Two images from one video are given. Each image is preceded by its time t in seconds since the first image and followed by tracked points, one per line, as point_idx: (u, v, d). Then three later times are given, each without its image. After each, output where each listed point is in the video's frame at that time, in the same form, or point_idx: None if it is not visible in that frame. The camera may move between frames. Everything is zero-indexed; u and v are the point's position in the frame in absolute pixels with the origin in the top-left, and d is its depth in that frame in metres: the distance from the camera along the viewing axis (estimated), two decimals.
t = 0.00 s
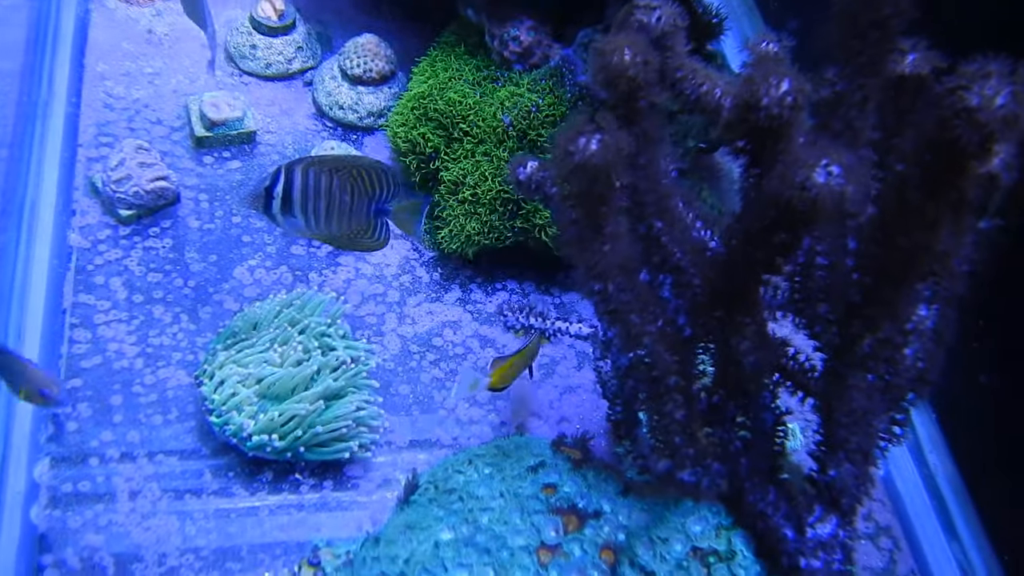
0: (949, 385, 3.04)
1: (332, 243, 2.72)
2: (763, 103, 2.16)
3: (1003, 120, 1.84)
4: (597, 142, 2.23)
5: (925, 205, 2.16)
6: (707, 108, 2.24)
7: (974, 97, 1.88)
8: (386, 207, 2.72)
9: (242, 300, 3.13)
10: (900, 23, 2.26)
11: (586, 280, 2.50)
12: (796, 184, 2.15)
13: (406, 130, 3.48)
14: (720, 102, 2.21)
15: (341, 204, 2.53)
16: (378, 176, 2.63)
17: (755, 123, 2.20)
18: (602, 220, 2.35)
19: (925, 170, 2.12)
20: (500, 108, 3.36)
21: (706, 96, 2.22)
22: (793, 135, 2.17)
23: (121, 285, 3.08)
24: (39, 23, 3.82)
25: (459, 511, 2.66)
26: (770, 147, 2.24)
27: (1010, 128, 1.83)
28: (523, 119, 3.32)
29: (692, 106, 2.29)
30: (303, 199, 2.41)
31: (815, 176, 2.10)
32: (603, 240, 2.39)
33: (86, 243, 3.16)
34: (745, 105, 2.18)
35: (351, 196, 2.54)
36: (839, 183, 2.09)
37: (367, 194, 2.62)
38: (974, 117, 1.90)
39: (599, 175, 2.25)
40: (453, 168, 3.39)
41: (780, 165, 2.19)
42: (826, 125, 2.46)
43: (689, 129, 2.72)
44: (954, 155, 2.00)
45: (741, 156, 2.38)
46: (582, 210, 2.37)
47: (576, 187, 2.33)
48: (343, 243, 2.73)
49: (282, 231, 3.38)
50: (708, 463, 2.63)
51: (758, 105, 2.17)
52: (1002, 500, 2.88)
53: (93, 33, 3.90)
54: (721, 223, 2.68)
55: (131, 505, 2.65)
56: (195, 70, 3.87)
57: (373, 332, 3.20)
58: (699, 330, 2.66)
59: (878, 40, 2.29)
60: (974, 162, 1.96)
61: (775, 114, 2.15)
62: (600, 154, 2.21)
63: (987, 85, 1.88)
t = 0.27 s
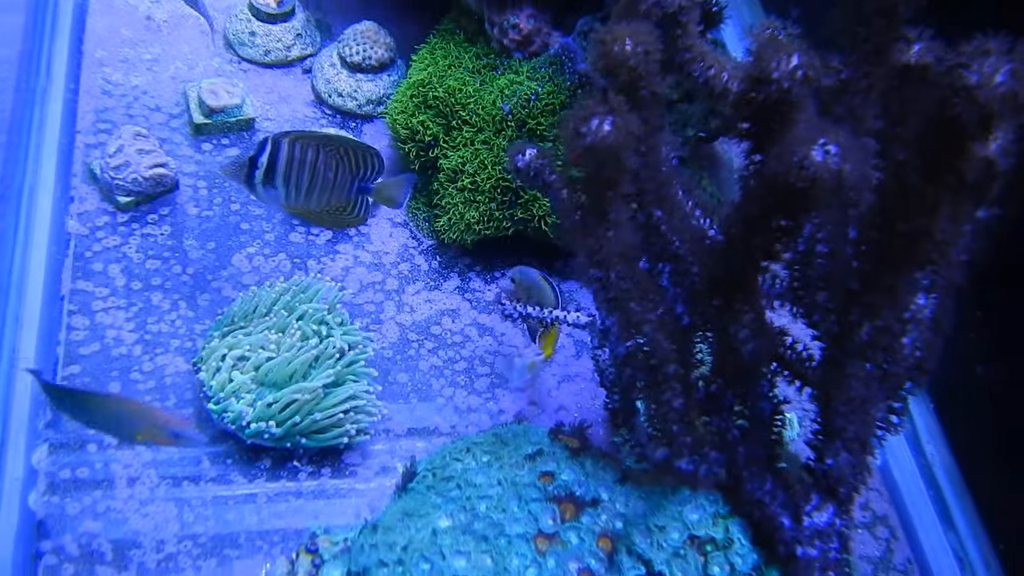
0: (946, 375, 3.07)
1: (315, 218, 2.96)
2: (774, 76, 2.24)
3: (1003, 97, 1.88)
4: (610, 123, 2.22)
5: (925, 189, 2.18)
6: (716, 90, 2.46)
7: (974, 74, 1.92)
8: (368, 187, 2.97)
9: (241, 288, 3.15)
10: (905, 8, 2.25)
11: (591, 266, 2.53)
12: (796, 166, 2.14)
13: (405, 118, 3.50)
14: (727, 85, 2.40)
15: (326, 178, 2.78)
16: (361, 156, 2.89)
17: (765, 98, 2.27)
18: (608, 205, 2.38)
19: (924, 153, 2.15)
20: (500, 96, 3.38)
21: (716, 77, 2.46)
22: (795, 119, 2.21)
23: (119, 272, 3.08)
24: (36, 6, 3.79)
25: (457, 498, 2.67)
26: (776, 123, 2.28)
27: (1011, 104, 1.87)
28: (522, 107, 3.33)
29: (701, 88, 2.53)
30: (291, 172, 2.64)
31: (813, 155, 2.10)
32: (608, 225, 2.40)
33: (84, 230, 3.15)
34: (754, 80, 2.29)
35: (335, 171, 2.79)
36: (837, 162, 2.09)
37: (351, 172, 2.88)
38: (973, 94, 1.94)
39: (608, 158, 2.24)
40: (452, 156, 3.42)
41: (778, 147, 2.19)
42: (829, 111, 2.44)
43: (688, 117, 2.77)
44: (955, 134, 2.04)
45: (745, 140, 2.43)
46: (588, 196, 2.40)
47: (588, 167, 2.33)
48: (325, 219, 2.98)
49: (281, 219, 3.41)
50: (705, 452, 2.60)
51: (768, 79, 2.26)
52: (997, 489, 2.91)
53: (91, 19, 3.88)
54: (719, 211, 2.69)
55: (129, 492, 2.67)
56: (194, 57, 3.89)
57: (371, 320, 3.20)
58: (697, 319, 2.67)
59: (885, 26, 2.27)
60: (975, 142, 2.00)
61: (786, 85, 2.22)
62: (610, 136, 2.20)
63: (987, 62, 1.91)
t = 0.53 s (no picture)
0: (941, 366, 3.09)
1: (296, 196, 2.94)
2: (778, 51, 2.22)
3: (995, 77, 1.84)
4: (622, 107, 2.14)
5: (919, 175, 2.12)
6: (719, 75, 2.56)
7: (965, 55, 1.87)
8: (350, 170, 2.94)
9: (238, 277, 3.14)
10: None
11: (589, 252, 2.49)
12: (793, 148, 2.19)
13: (403, 108, 3.53)
14: (732, 69, 2.47)
15: (305, 159, 2.75)
16: (346, 139, 2.85)
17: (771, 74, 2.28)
18: (612, 190, 2.32)
19: (918, 136, 2.08)
20: (496, 86, 3.45)
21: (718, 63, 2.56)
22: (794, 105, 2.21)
23: (115, 261, 3.08)
24: None
25: (453, 488, 2.67)
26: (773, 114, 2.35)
27: (1003, 84, 1.83)
28: (519, 97, 3.40)
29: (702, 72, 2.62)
30: (270, 149, 2.63)
31: (809, 138, 2.13)
32: (612, 213, 2.38)
33: (81, 219, 3.15)
34: (759, 57, 2.28)
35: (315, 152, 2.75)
36: (834, 144, 2.11)
37: (333, 153, 2.85)
38: (965, 75, 1.89)
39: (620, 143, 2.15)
40: (449, 145, 3.46)
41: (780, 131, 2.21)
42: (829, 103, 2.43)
43: (686, 108, 2.85)
44: (947, 118, 1.98)
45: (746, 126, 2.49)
46: (594, 182, 2.33)
47: (594, 154, 2.24)
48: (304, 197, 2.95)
49: (277, 208, 3.41)
50: (700, 442, 2.63)
51: (772, 55, 2.24)
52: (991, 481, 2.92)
53: (88, 7, 3.87)
54: (716, 202, 2.70)
55: (125, 481, 2.68)
56: (191, 45, 3.88)
57: (368, 310, 3.20)
58: (694, 309, 2.72)
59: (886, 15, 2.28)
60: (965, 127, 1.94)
61: (790, 63, 2.21)
62: (622, 118, 2.11)
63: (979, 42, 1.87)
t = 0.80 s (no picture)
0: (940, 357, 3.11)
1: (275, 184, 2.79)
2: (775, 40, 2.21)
3: (987, 68, 1.82)
4: (628, 90, 2.12)
5: (914, 167, 2.14)
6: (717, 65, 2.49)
7: (956, 47, 1.85)
8: (330, 151, 2.78)
9: (236, 268, 3.15)
10: None
11: (591, 240, 2.52)
12: (794, 135, 2.16)
13: (401, 98, 3.53)
14: (729, 61, 2.43)
15: (280, 147, 2.58)
16: (322, 120, 2.67)
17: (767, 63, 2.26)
18: (616, 177, 2.35)
19: (914, 128, 2.09)
20: (495, 77, 3.46)
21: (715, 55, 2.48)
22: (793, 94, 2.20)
23: (114, 253, 3.09)
24: None
25: (451, 479, 2.69)
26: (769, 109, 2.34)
27: (995, 76, 1.82)
28: (518, 87, 3.43)
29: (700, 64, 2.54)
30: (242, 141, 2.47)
31: (811, 126, 2.10)
32: (616, 200, 2.41)
33: (79, 210, 3.17)
34: (755, 45, 2.26)
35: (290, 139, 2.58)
36: (836, 132, 2.09)
37: (311, 136, 2.69)
38: (956, 66, 1.87)
39: (625, 128, 2.16)
40: (448, 136, 3.47)
41: (781, 117, 2.19)
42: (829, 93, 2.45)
43: (684, 98, 2.85)
44: (941, 110, 1.98)
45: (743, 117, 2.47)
46: (601, 168, 2.35)
47: (600, 139, 2.25)
48: (284, 185, 2.79)
49: (276, 199, 3.41)
50: (700, 433, 2.64)
51: (768, 43, 2.23)
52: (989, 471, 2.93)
53: None
54: (714, 193, 2.71)
55: (124, 471, 2.68)
56: (188, 36, 3.87)
57: (367, 301, 3.20)
58: (693, 299, 2.71)
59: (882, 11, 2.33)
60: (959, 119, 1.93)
61: (786, 51, 2.20)
62: (627, 103, 2.11)
63: (970, 34, 1.84)
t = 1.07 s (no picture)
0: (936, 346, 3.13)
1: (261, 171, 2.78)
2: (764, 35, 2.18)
3: (979, 62, 1.83)
4: (617, 78, 2.15)
5: (908, 156, 2.14)
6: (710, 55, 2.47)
7: (948, 41, 1.85)
8: (305, 127, 2.72)
9: (233, 257, 3.15)
10: None
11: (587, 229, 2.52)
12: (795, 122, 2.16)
13: (398, 86, 3.53)
14: (721, 52, 2.44)
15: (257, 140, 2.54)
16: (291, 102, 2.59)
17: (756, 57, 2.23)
18: (609, 164, 2.35)
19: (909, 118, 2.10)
20: (492, 66, 3.47)
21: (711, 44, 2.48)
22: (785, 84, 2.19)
23: (111, 241, 3.10)
24: None
25: (448, 467, 2.72)
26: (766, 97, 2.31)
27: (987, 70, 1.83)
28: (515, 76, 3.44)
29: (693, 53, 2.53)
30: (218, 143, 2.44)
31: (813, 112, 2.09)
32: (609, 188, 2.40)
33: (75, 199, 3.17)
34: (746, 39, 2.24)
35: (265, 130, 2.53)
36: (837, 119, 2.07)
37: (283, 119, 2.62)
38: (949, 60, 1.88)
39: (615, 113, 2.18)
40: (445, 123, 3.47)
41: (779, 103, 2.17)
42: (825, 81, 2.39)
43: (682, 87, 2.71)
44: (934, 102, 1.99)
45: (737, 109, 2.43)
46: (593, 156, 2.35)
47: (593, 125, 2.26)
48: (271, 169, 2.77)
49: (273, 188, 3.40)
50: (696, 421, 2.64)
51: (758, 38, 2.21)
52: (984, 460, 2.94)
53: None
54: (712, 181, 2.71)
55: (121, 459, 2.68)
56: (185, 24, 3.86)
57: (364, 290, 3.20)
58: (690, 289, 2.72)
59: None
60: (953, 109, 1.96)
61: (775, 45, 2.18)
62: (617, 89, 2.14)
63: (962, 27, 1.84)
